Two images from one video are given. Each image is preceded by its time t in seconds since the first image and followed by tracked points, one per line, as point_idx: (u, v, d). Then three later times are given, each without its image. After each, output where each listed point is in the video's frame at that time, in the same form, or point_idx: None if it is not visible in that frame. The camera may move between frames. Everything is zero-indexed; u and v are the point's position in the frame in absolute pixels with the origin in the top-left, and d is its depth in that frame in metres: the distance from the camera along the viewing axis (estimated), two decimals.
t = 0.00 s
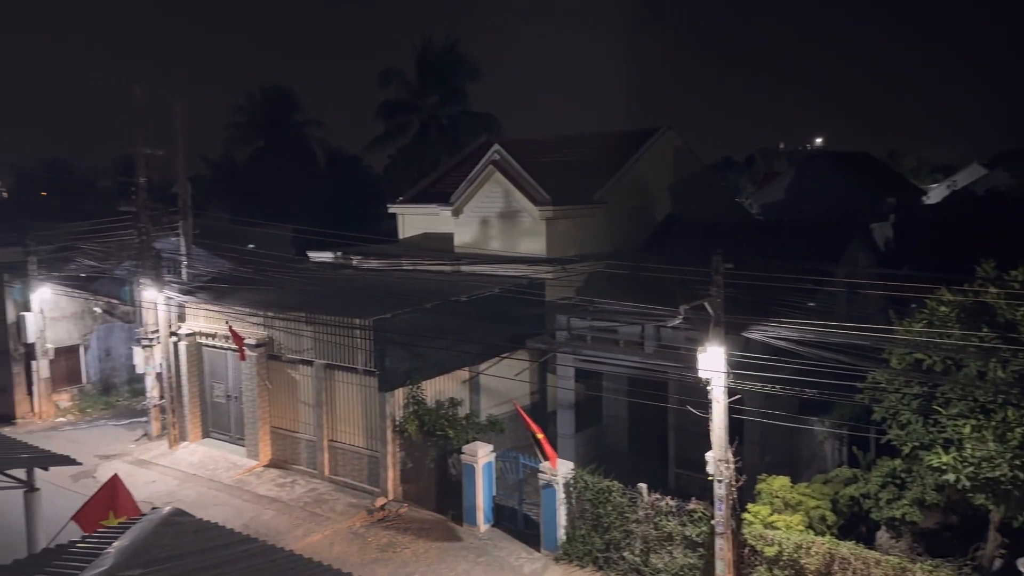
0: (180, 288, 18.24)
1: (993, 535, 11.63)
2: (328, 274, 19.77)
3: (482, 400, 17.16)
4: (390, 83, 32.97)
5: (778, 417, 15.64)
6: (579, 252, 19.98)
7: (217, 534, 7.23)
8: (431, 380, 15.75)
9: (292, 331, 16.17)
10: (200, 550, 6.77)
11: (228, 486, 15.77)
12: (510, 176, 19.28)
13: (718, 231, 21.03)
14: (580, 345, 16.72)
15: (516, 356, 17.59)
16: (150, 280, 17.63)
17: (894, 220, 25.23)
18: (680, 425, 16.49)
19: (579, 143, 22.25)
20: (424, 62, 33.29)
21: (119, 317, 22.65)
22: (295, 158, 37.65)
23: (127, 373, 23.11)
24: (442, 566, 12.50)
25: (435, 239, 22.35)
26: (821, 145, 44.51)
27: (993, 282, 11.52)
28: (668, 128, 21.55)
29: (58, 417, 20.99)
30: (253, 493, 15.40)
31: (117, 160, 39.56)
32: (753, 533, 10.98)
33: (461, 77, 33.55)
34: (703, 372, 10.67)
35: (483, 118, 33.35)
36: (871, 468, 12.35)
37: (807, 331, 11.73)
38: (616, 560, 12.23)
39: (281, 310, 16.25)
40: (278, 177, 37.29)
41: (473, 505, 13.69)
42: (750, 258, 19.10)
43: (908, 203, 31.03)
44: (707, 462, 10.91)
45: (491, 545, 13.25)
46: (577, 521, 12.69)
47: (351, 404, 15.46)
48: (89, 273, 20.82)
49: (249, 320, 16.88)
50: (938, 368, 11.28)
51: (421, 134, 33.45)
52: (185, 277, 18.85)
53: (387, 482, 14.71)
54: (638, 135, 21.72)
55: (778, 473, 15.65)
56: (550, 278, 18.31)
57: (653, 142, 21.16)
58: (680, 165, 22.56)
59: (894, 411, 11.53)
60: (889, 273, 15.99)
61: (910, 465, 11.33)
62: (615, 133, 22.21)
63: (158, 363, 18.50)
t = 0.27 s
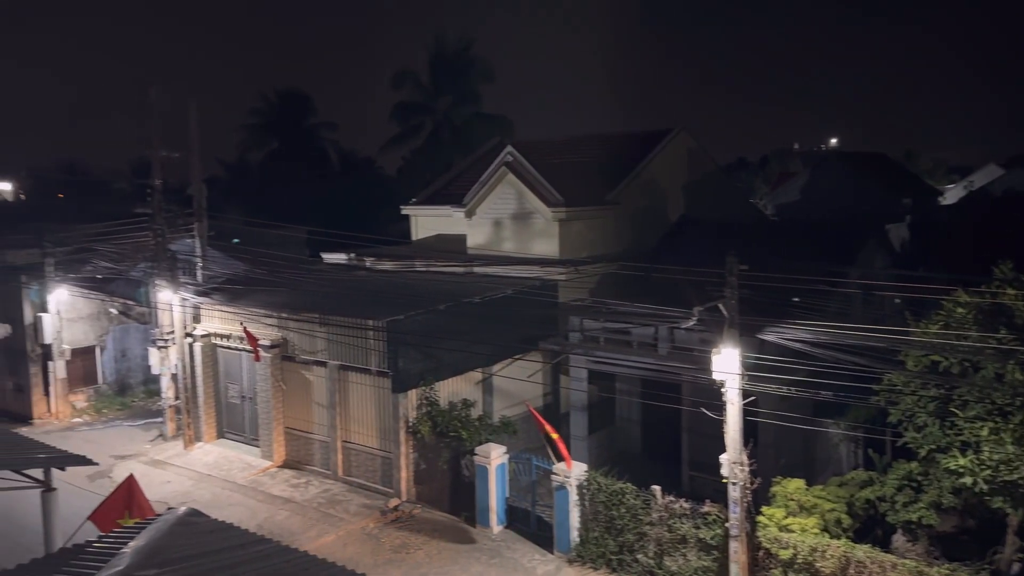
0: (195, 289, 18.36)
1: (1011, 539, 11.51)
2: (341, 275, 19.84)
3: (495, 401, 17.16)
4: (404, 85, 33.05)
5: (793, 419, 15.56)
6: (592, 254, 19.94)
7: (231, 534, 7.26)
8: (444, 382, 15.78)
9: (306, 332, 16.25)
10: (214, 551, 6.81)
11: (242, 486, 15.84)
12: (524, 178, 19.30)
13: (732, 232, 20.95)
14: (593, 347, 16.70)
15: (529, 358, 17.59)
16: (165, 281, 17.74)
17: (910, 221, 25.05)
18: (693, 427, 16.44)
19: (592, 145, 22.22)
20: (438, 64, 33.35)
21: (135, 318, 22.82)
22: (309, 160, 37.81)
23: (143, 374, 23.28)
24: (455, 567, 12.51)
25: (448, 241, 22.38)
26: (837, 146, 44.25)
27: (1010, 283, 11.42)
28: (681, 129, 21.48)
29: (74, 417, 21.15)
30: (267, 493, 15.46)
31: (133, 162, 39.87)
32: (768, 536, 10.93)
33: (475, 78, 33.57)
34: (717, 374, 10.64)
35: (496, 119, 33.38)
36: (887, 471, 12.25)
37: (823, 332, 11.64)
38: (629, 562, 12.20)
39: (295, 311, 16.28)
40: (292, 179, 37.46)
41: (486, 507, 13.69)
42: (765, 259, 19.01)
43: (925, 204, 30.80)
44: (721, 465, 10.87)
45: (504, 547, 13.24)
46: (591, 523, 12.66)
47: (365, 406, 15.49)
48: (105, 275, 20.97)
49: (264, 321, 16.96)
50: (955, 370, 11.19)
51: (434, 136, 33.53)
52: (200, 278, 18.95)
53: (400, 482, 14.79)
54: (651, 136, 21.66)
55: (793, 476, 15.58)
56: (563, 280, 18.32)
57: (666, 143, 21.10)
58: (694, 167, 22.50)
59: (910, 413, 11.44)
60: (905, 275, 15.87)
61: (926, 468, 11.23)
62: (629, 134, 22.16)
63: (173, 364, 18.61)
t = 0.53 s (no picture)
0: (208, 291, 18.45)
1: None
2: (352, 277, 19.89)
3: (505, 402, 17.16)
4: (414, 87, 33.13)
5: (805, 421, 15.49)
6: (602, 255, 19.93)
7: (244, 534, 7.30)
8: (455, 383, 15.87)
9: (317, 333, 16.29)
10: (227, 551, 6.84)
11: (254, 487, 15.90)
12: (534, 179, 19.30)
13: (743, 233, 20.88)
14: (603, 348, 16.75)
15: (539, 359, 17.64)
16: (178, 283, 17.84)
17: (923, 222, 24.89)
18: (705, 429, 16.40)
19: (603, 146, 22.19)
20: (448, 66, 33.39)
21: (147, 319, 22.95)
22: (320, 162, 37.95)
23: (155, 375, 23.42)
24: (466, 568, 12.52)
25: (458, 242, 22.40)
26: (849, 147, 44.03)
27: None
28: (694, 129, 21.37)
29: (87, 418, 21.27)
30: (279, 494, 15.51)
31: (146, 164, 40.09)
32: (780, 539, 10.88)
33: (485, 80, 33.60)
34: (729, 376, 10.61)
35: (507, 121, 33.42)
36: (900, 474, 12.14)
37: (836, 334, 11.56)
38: (640, 564, 12.17)
39: (306, 312, 16.23)
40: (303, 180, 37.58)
41: (497, 508, 13.68)
42: (776, 261, 18.96)
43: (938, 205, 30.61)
44: (733, 467, 10.85)
45: (515, 548, 13.23)
46: (602, 525, 12.62)
47: (377, 407, 15.55)
48: (118, 276, 21.10)
49: (276, 323, 17.01)
50: (970, 372, 11.10)
51: (445, 138, 33.60)
52: (212, 279, 19.04)
53: (412, 483, 14.86)
54: (662, 138, 21.61)
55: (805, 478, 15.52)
56: (572, 281, 18.38)
57: (677, 144, 21.02)
58: (704, 168, 22.44)
59: (924, 415, 11.36)
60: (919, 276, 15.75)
61: (940, 470, 11.14)
62: (639, 136, 22.13)
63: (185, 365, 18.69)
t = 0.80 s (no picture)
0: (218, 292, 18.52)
1: None
2: (362, 278, 19.93)
3: (514, 403, 17.15)
4: (423, 89, 33.18)
5: (816, 423, 15.47)
6: (611, 256, 19.88)
7: (254, 535, 7.32)
8: (465, 385, 15.88)
9: (326, 334, 16.34)
10: (237, 551, 6.86)
11: (264, 487, 15.94)
12: (544, 180, 19.31)
13: (753, 234, 20.81)
14: (612, 349, 16.73)
15: (548, 361, 17.57)
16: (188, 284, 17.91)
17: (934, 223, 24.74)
18: (715, 431, 16.35)
19: (612, 147, 22.18)
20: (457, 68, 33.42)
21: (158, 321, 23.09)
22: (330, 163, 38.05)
23: (166, 376, 23.56)
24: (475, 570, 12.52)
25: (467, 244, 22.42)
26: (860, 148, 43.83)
27: None
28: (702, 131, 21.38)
29: (99, 419, 21.38)
30: (289, 495, 15.55)
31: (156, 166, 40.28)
32: (790, 541, 10.87)
33: (494, 81, 33.62)
34: (739, 377, 10.58)
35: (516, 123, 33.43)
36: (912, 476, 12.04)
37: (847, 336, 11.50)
38: (650, 567, 12.13)
39: (316, 313, 16.33)
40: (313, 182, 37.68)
41: (506, 509, 13.69)
42: (786, 262, 18.89)
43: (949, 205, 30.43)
44: (743, 469, 10.82)
45: (524, 550, 13.20)
46: (611, 527, 12.61)
47: (386, 407, 15.54)
48: (129, 278, 21.20)
49: (286, 324, 17.07)
50: (982, 374, 11.03)
51: (454, 140, 33.66)
52: (223, 281, 19.11)
53: (421, 484, 14.84)
54: (671, 139, 21.58)
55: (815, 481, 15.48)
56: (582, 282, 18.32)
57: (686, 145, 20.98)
58: (714, 169, 22.37)
59: (935, 418, 11.29)
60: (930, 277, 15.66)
61: (952, 473, 11.07)
62: (649, 137, 22.09)
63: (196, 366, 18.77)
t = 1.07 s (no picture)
0: (227, 293, 18.57)
1: None
2: (370, 280, 19.96)
3: (522, 404, 17.13)
4: (431, 91, 33.22)
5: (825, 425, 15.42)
6: (619, 257, 19.83)
7: (263, 536, 7.31)
8: (473, 386, 15.95)
9: (335, 335, 16.38)
10: (246, 552, 6.86)
11: (273, 489, 15.97)
12: (552, 182, 19.33)
13: (762, 235, 20.75)
14: (620, 351, 16.82)
15: (556, 362, 17.50)
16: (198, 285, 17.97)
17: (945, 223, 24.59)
18: (724, 433, 16.30)
19: (620, 148, 22.17)
20: (465, 69, 33.46)
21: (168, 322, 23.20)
22: (338, 165, 38.13)
23: (176, 377, 23.67)
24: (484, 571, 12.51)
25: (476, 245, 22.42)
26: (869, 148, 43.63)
27: None
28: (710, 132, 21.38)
29: (109, 420, 21.47)
30: (297, 496, 15.57)
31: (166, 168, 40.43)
32: (799, 543, 10.82)
33: (502, 82, 33.64)
34: (748, 379, 10.56)
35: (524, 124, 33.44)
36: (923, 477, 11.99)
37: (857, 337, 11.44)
38: (658, 569, 12.10)
39: (324, 315, 16.38)
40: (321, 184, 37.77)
41: (514, 511, 13.66)
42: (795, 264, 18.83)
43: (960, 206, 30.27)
44: (753, 471, 10.77)
45: (533, 552, 13.18)
46: (620, 529, 12.59)
47: (394, 409, 15.56)
48: (139, 279, 21.28)
49: (294, 325, 17.11)
50: (993, 375, 10.98)
51: (462, 141, 33.72)
52: (232, 282, 19.16)
53: (430, 485, 14.89)
54: (680, 140, 21.54)
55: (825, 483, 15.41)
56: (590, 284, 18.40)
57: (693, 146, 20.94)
58: (722, 170, 22.32)
59: (946, 420, 11.24)
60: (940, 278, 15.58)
61: (963, 475, 11.01)
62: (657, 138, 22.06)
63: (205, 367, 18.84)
